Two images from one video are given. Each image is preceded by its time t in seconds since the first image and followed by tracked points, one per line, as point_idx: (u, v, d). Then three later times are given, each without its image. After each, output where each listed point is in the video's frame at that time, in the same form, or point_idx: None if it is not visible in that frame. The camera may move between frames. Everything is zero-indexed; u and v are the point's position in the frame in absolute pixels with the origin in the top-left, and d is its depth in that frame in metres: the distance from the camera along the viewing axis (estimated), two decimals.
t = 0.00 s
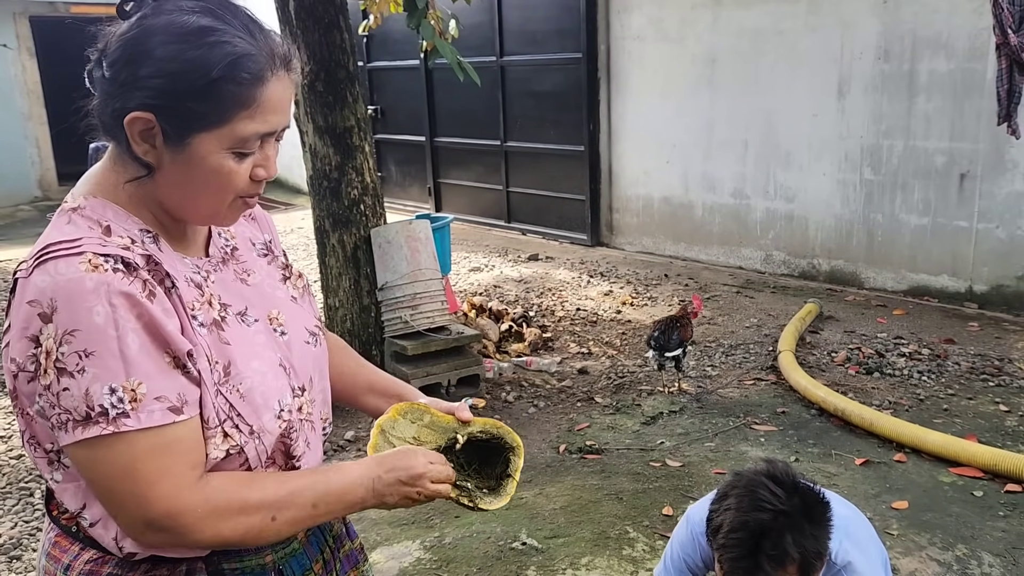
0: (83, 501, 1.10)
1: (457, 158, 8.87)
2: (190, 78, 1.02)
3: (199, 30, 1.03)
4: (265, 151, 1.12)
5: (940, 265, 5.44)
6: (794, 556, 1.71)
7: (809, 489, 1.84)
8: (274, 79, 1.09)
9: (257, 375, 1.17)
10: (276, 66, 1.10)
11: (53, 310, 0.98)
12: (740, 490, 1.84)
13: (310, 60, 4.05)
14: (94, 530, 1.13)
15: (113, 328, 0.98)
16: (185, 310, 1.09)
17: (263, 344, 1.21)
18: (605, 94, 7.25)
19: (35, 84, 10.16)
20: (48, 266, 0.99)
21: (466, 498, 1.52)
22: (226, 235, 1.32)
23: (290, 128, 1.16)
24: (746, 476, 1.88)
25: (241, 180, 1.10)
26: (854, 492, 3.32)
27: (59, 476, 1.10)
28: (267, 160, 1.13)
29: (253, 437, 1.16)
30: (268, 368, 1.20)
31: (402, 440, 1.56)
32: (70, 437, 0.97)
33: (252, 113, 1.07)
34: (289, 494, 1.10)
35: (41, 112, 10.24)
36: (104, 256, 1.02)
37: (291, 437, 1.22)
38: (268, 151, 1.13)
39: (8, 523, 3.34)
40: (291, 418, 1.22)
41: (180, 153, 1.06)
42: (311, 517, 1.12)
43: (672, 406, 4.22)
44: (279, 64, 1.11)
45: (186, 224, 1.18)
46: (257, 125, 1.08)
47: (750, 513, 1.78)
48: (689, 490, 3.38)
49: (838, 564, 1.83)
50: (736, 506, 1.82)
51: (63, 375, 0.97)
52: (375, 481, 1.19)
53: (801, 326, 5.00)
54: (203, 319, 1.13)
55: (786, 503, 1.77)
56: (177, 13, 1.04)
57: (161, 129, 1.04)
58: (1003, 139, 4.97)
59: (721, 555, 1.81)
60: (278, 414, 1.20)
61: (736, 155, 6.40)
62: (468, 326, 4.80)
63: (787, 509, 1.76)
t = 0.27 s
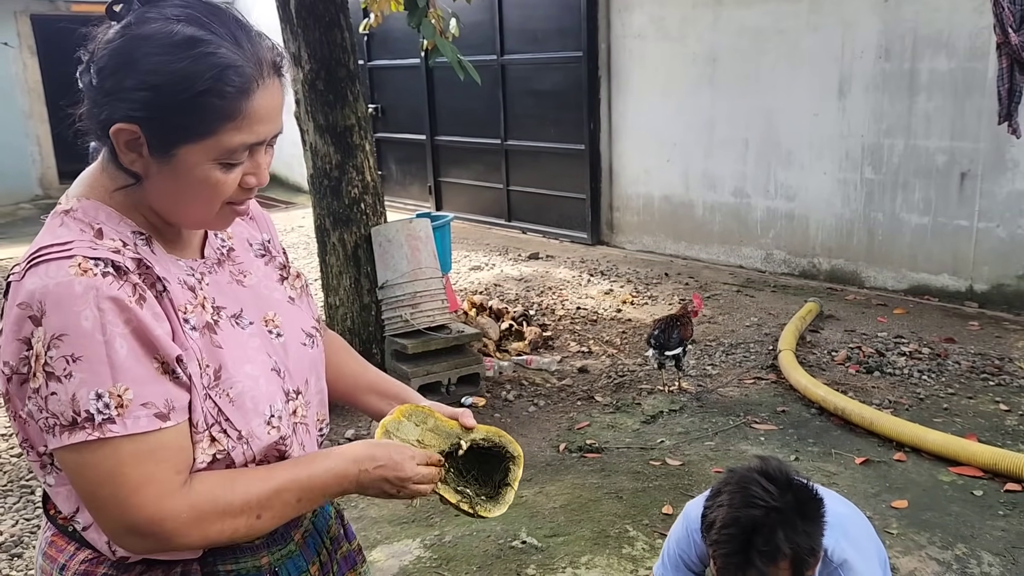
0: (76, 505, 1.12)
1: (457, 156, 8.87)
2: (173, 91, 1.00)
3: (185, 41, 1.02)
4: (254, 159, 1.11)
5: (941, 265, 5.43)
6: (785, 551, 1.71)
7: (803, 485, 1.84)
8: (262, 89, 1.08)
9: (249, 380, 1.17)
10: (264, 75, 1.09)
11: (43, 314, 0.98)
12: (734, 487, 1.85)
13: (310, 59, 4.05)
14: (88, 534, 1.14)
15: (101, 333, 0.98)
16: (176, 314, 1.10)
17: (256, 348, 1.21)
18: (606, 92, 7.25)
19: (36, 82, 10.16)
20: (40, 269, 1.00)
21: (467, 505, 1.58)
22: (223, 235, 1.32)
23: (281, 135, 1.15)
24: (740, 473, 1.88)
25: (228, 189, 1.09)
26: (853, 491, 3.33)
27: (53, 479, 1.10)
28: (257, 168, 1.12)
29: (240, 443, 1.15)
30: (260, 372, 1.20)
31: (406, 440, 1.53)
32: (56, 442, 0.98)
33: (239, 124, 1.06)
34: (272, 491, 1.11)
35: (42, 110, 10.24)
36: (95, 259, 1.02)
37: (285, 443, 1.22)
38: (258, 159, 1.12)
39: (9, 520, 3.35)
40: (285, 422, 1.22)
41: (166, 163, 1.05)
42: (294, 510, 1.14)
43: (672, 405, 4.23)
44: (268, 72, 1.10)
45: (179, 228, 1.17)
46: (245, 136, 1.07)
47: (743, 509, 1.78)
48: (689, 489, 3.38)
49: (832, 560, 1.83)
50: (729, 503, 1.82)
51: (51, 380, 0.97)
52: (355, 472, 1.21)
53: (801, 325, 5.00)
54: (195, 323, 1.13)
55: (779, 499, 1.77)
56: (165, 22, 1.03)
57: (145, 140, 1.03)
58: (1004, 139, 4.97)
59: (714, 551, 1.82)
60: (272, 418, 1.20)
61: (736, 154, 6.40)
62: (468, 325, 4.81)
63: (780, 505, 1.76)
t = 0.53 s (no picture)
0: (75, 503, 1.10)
1: (457, 154, 8.87)
2: (159, 94, 0.99)
3: (173, 43, 1.00)
4: (244, 161, 1.10)
5: (941, 263, 5.43)
6: (782, 547, 1.71)
7: (799, 480, 1.84)
8: (250, 92, 1.06)
9: (244, 379, 1.17)
10: (253, 76, 1.07)
11: (33, 315, 0.97)
12: (730, 483, 1.84)
13: (310, 57, 4.05)
14: (84, 531, 1.13)
15: (94, 333, 0.98)
16: (167, 314, 1.10)
17: (250, 347, 1.21)
18: (606, 91, 7.24)
19: (37, 80, 10.16)
20: (29, 270, 0.99)
21: (456, 515, 1.59)
22: (218, 233, 1.31)
23: (271, 136, 1.13)
24: (736, 469, 1.88)
25: (218, 191, 1.08)
26: (853, 489, 3.33)
27: (48, 478, 1.09)
28: (247, 169, 1.11)
29: (239, 441, 1.16)
30: (254, 370, 1.19)
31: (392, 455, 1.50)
32: (51, 443, 0.97)
33: (227, 128, 1.04)
34: (278, 493, 1.12)
35: (42, 108, 10.23)
36: (84, 260, 1.02)
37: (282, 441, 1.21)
38: (248, 160, 1.10)
39: (9, 517, 3.35)
40: (280, 421, 1.22)
41: (155, 165, 1.03)
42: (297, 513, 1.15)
43: (672, 403, 4.22)
44: (257, 74, 1.08)
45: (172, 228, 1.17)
46: (233, 139, 1.06)
47: (740, 505, 1.78)
48: (688, 487, 3.38)
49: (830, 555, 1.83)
50: (726, 500, 1.82)
51: (43, 382, 0.97)
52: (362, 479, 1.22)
53: (802, 323, 5.00)
54: (187, 322, 1.13)
55: (775, 495, 1.77)
56: (152, 23, 1.02)
57: (133, 141, 1.02)
58: (1005, 137, 4.96)
59: (711, 547, 1.82)
60: (265, 417, 1.19)
61: (737, 153, 6.40)
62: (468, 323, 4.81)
63: (776, 500, 1.76)
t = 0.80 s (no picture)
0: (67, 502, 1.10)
1: (458, 152, 8.86)
2: (148, 92, 0.99)
3: (163, 41, 1.00)
4: (235, 159, 1.09)
5: (942, 262, 5.43)
6: (788, 548, 1.71)
7: (803, 481, 1.84)
8: (241, 90, 1.06)
9: (237, 375, 1.17)
10: (243, 74, 1.07)
11: (24, 313, 0.97)
12: (735, 484, 1.84)
13: (310, 54, 4.05)
14: (78, 529, 1.12)
15: (86, 330, 0.98)
16: (160, 310, 1.09)
17: (244, 343, 1.21)
18: (607, 88, 7.23)
19: (37, 77, 10.16)
20: (19, 267, 0.99)
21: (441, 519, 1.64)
22: (212, 229, 1.31)
23: (263, 134, 1.13)
24: (740, 470, 1.88)
25: (209, 189, 1.08)
26: (853, 487, 3.32)
27: (40, 475, 1.09)
28: (239, 168, 1.11)
29: (237, 437, 1.16)
30: (247, 367, 1.19)
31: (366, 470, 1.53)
32: (46, 441, 0.97)
33: (217, 126, 1.04)
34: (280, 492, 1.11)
35: (42, 105, 10.23)
36: (75, 256, 1.01)
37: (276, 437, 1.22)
38: (239, 158, 1.10)
39: (9, 514, 3.35)
40: (273, 418, 1.22)
41: (144, 163, 1.03)
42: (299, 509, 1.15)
43: (672, 401, 4.22)
44: (248, 71, 1.08)
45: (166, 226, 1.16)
46: (223, 138, 1.05)
47: (745, 506, 1.78)
48: (688, 484, 3.38)
49: (834, 555, 1.83)
50: (731, 500, 1.81)
51: (37, 379, 0.97)
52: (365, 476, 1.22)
53: (802, 321, 5.00)
54: (180, 318, 1.12)
55: (780, 495, 1.77)
56: (142, 21, 1.01)
57: (122, 139, 1.01)
58: (1006, 136, 4.95)
59: (716, 548, 1.81)
60: (258, 415, 1.19)
61: (738, 151, 6.39)
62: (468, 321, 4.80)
63: (782, 501, 1.76)
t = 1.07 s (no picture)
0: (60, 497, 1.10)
1: (458, 150, 8.86)
2: (141, 89, 0.98)
3: (157, 37, 1.00)
4: (229, 155, 1.09)
5: (942, 260, 5.43)
6: (791, 547, 1.71)
7: (807, 480, 1.84)
8: (235, 87, 1.05)
9: (236, 369, 1.17)
10: (237, 71, 1.06)
11: (22, 308, 0.97)
12: (738, 482, 1.84)
13: (310, 51, 4.04)
14: (72, 524, 1.11)
15: (85, 324, 0.97)
16: (157, 304, 1.09)
17: (241, 338, 1.20)
18: (607, 86, 7.22)
19: (36, 74, 10.15)
20: (15, 262, 0.98)
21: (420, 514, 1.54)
22: (209, 225, 1.30)
23: (257, 131, 1.12)
24: (744, 468, 1.88)
25: (204, 186, 1.08)
26: (853, 485, 3.32)
27: (35, 470, 1.09)
28: (233, 164, 1.10)
29: (236, 430, 1.16)
30: (245, 362, 1.19)
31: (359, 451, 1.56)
32: (48, 435, 0.97)
33: (210, 122, 1.04)
34: (285, 492, 1.11)
35: (42, 103, 10.22)
36: (71, 251, 1.01)
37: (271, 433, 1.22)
38: (233, 154, 1.10)
39: (9, 511, 3.35)
40: (269, 414, 1.22)
41: (137, 160, 1.03)
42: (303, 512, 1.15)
43: (672, 399, 4.22)
44: (242, 68, 1.07)
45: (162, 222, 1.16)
46: (216, 135, 1.05)
47: (748, 504, 1.78)
48: (688, 482, 3.38)
49: (835, 554, 1.83)
50: (734, 498, 1.81)
51: (37, 373, 0.96)
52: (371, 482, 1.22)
53: (802, 319, 5.00)
54: (178, 313, 1.12)
55: (784, 495, 1.77)
56: (136, 17, 1.01)
57: (116, 135, 1.01)
58: (1006, 134, 4.95)
59: (717, 546, 1.81)
60: (255, 410, 1.19)
61: (738, 148, 6.38)
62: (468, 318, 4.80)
63: (785, 500, 1.76)
